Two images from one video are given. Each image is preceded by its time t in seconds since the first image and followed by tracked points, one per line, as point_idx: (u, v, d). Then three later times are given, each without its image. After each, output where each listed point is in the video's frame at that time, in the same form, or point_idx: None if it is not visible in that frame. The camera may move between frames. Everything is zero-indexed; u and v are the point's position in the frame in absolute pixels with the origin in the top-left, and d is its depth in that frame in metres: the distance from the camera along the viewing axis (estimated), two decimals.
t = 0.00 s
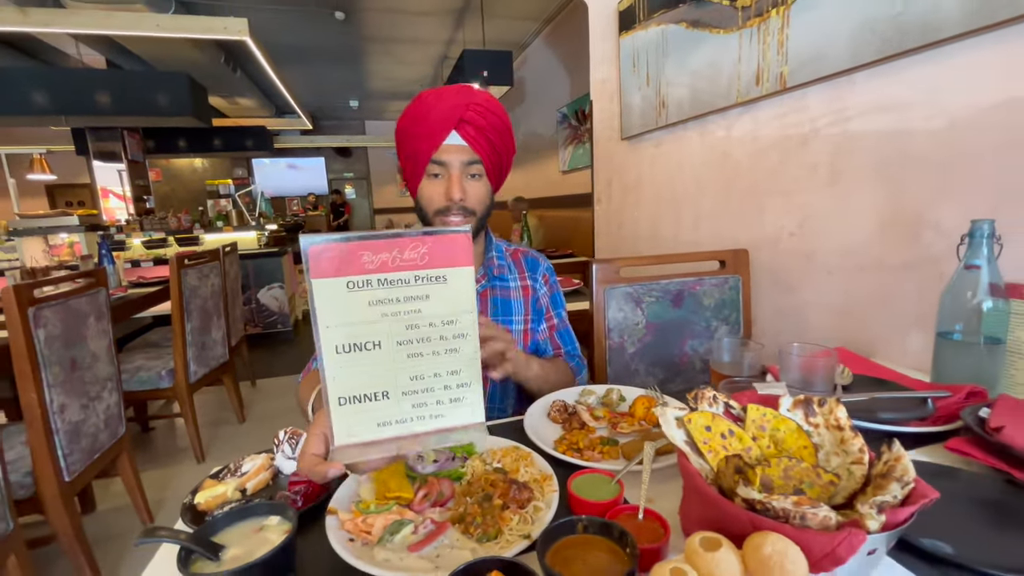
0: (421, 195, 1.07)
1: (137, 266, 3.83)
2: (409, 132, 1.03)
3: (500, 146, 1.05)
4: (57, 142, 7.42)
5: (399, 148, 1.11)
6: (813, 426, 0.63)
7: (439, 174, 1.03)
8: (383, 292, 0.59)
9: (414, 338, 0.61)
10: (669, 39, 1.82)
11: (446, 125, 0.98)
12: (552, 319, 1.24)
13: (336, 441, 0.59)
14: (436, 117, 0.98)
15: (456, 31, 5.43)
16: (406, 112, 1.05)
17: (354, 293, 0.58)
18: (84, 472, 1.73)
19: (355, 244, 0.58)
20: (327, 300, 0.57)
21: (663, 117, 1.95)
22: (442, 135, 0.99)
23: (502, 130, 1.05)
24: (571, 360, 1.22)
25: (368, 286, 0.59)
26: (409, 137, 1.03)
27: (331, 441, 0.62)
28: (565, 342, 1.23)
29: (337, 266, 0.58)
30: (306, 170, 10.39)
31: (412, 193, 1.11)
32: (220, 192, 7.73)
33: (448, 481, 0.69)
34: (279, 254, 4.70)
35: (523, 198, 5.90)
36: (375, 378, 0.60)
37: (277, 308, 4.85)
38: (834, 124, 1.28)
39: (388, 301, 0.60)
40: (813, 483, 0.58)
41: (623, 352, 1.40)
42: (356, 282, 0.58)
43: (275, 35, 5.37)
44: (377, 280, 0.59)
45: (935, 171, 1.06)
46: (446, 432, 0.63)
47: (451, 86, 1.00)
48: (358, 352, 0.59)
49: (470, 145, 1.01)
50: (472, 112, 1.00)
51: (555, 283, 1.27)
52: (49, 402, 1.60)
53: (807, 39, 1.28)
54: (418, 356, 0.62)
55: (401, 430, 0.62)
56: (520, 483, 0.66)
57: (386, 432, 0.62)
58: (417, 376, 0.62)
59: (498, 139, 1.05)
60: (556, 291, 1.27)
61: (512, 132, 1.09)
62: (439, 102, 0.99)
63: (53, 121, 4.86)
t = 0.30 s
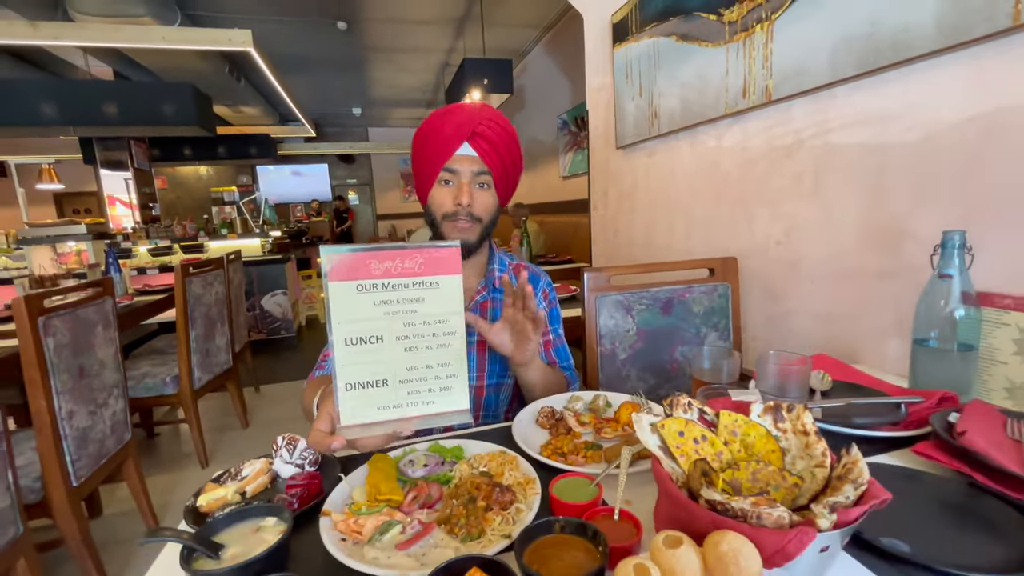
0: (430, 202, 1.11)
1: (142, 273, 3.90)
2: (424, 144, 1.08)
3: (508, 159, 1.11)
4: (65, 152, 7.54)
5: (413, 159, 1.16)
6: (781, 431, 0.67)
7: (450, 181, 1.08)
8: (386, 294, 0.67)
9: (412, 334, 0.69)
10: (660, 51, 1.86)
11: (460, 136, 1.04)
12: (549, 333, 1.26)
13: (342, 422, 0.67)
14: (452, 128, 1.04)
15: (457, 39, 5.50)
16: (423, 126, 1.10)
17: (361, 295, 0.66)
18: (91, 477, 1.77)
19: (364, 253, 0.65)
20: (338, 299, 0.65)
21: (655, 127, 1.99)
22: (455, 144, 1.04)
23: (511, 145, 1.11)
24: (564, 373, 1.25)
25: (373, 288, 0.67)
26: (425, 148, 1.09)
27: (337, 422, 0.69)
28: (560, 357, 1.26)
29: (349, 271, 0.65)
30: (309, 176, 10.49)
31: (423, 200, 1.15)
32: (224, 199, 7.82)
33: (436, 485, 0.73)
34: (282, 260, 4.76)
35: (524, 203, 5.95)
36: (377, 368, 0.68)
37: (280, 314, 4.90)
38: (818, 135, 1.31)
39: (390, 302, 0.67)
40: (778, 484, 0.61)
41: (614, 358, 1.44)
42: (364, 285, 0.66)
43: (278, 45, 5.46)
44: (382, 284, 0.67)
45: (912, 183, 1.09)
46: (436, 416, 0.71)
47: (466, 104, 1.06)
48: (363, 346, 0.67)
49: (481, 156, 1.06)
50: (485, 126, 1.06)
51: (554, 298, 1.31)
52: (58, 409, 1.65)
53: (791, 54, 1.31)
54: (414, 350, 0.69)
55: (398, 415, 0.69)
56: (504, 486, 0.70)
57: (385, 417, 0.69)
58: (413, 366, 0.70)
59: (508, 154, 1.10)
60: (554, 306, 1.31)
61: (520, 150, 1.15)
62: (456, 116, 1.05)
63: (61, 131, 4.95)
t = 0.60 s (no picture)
0: (447, 214, 1.17)
1: (145, 279, 3.93)
2: (445, 158, 1.13)
3: (523, 177, 1.16)
4: (68, 159, 7.61)
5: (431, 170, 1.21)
6: (762, 434, 0.70)
7: (467, 197, 1.12)
8: (394, 305, 0.71)
9: (418, 343, 0.72)
10: (654, 61, 1.90)
11: (481, 154, 1.09)
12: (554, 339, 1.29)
13: (351, 425, 0.71)
14: (474, 145, 1.09)
15: (457, 47, 5.56)
16: (444, 139, 1.14)
17: (371, 306, 0.70)
18: (95, 481, 1.80)
19: (374, 266, 0.69)
20: (348, 310, 0.69)
21: (650, 135, 2.02)
22: (475, 161, 1.09)
23: (527, 163, 1.16)
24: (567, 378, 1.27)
25: (381, 300, 0.70)
26: (446, 161, 1.13)
27: (346, 424, 0.73)
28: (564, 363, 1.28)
29: (361, 283, 0.69)
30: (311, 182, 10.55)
31: (438, 211, 1.20)
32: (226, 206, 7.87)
33: (431, 486, 0.76)
34: (283, 266, 4.79)
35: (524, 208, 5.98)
36: (385, 375, 0.71)
37: (282, 320, 4.92)
38: (805, 145, 1.34)
39: (397, 312, 0.71)
40: (757, 484, 0.64)
41: (609, 363, 1.46)
42: (373, 296, 0.70)
43: (280, 53, 5.52)
44: (390, 296, 0.70)
45: (896, 192, 1.12)
46: (439, 420, 0.74)
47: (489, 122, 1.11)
48: (371, 354, 0.70)
49: (500, 174, 1.11)
50: (506, 145, 1.11)
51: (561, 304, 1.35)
52: (63, 414, 1.68)
53: (779, 66, 1.35)
54: (419, 358, 0.73)
55: (404, 419, 0.73)
56: (496, 487, 0.73)
57: (392, 421, 0.73)
58: (418, 373, 0.73)
59: (524, 173, 1.16)
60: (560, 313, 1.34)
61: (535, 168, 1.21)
62: (480, 133, 1.10)
63: (65, 139, 5.01)
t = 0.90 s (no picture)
0: (447, 223, 1.20)
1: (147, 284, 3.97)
2: (446, 169, 1.16)
3: (522, 187, 1.18)
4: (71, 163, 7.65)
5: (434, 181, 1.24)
6: (749, 435, 0.72)
7: (466, 208, 1.15)
8: (396, 313, 0.73)
9: (420, 350, 0.75)
10: (650, 70, 1.93)
11: (480, 167, 1.11)
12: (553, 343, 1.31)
13: (356, 429, 0.74)
14: (473, 158, 1.12)
15: (457, 52, 5.60)
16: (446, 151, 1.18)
17: (374, 314, 0.72)
18: (98, 484, 1.82)
19: (376, 276, 0.71)
20: (352, 319, 0.71)
21: (646, 142, 2.06)
22: (474, 173, 1.12)
23: (526, 174, 1.18)
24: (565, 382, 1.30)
25: (384, 308, 0.73)
26: (447, 172, 1.16)
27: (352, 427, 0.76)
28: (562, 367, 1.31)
29: (364, 293, 0.71)
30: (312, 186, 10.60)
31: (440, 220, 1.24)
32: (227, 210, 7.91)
33: (430, 486, 0.78)
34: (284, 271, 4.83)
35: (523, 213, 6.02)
36: (388, 380, 0.74)
37: (283, 324, 4.94)
38: (797, 153, 1.37)
39: (400, 319, 0.73)
40: (744, 484, 0.66)
41: (605, 367, 1.49)
42: (376, 306, 0.72)
43: (282, 59, 5.57)
44: (392, 305, 0.73)
45: (884, 200, 1.15)
46: (440, 423, 0.77)
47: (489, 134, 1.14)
48: (375, 361, 0.73)
49: (498, 185, 1.14)
50: (504, 156, 1.14)
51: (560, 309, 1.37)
52: (68, 418, 1.70)
53: (770, 77, 1.38)
54: (422, 364, 0.76)
55: (407, 423, 0.76)
56: (492, 486, 0.75)
57: (396, 425, 0.75)
58: (421, 379, 0.76)
59: (523, 183, 1.18)
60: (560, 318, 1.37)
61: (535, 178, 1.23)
62: (479, 145, 1.12)
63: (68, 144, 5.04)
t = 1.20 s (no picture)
0: (445, 220, 1.22)
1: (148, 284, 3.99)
2: (443, 167, 1.19)
3: (518, 185, 1.20)
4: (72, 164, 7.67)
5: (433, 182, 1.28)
6: (735, 431, 0.74)
7: (462, 204, 1.18)
8: (403, 319, 0.75)
9: (426, 354, 0.77)
10: (647, 74, 1.96)
11: (474, 163, 1.14)
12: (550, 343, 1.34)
13: (364, 427, 0.76)
14: (468, 155, 1.14)
15: (457, 54, 5.63)
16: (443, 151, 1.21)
17: (381, 321, 0.74)
18: (100, 482, 1.84)
19: (384, 284, 0.73)
20: (360, 325, 0.74)
21: (643, 145, 2.08)
22: (470, 169, 1.14)
23: (521, 172, 1.20)
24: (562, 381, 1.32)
25: (391, 314, 0.75)
26: (444, 170, 1.19)
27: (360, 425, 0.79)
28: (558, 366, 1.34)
29: (371, 301, 0.73)
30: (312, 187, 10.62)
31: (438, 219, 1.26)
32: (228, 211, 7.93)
33: (426, 480, 0.81)
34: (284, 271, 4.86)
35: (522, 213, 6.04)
36: (395, 382, 0.77)
37: (283, 324, 4.96)
38: (788, 157, 1.40)
39: (406, 325, 0.76)
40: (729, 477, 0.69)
41: (600, 367, 1.51)
42: (384, 312, 0.74)
43: (282, 60, 5.59)
44: (399, 311, 0.75)
45: (872, 203, 1.17)
46: (445, 421, 0.80)
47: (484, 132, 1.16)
48: (382, 364, 0.75)
49: (493, 182, 1.16)
50: (499, 154, 1.16)
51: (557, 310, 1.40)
52: (71, 416, 1.72)
53: (763, 81, 1.40)
54: (427, 367, 0.78)
55: (413, 422, 0.79)
56: (486, 480, 0.78)
57: (402, 423, 0.78)
58: (427, 380, 0.78)
59: (519, 181, 1.20)
60: (557, 319, 1.40)
61: (531, 178, 1.25)
62: (474, 143, 1.15)
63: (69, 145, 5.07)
